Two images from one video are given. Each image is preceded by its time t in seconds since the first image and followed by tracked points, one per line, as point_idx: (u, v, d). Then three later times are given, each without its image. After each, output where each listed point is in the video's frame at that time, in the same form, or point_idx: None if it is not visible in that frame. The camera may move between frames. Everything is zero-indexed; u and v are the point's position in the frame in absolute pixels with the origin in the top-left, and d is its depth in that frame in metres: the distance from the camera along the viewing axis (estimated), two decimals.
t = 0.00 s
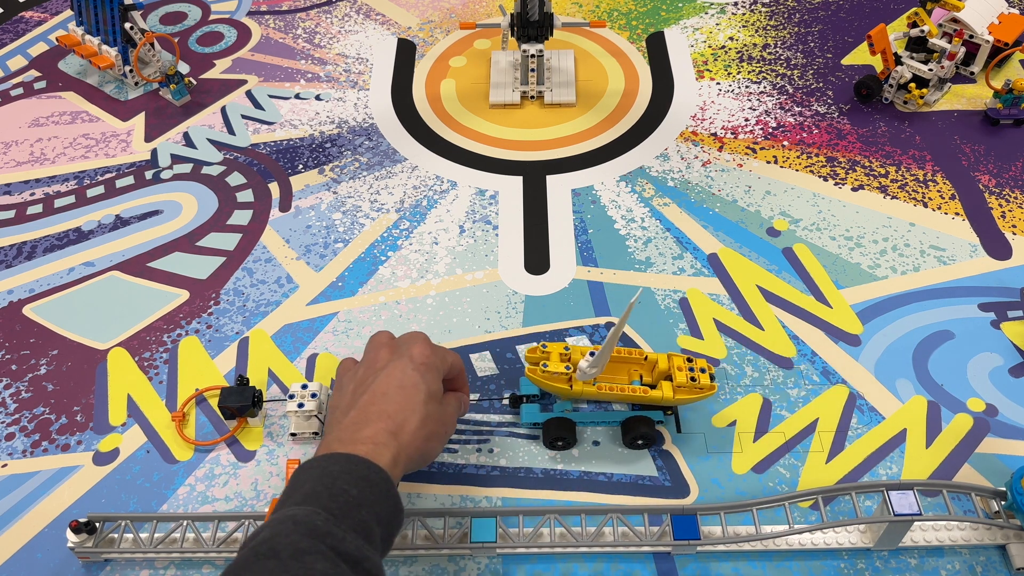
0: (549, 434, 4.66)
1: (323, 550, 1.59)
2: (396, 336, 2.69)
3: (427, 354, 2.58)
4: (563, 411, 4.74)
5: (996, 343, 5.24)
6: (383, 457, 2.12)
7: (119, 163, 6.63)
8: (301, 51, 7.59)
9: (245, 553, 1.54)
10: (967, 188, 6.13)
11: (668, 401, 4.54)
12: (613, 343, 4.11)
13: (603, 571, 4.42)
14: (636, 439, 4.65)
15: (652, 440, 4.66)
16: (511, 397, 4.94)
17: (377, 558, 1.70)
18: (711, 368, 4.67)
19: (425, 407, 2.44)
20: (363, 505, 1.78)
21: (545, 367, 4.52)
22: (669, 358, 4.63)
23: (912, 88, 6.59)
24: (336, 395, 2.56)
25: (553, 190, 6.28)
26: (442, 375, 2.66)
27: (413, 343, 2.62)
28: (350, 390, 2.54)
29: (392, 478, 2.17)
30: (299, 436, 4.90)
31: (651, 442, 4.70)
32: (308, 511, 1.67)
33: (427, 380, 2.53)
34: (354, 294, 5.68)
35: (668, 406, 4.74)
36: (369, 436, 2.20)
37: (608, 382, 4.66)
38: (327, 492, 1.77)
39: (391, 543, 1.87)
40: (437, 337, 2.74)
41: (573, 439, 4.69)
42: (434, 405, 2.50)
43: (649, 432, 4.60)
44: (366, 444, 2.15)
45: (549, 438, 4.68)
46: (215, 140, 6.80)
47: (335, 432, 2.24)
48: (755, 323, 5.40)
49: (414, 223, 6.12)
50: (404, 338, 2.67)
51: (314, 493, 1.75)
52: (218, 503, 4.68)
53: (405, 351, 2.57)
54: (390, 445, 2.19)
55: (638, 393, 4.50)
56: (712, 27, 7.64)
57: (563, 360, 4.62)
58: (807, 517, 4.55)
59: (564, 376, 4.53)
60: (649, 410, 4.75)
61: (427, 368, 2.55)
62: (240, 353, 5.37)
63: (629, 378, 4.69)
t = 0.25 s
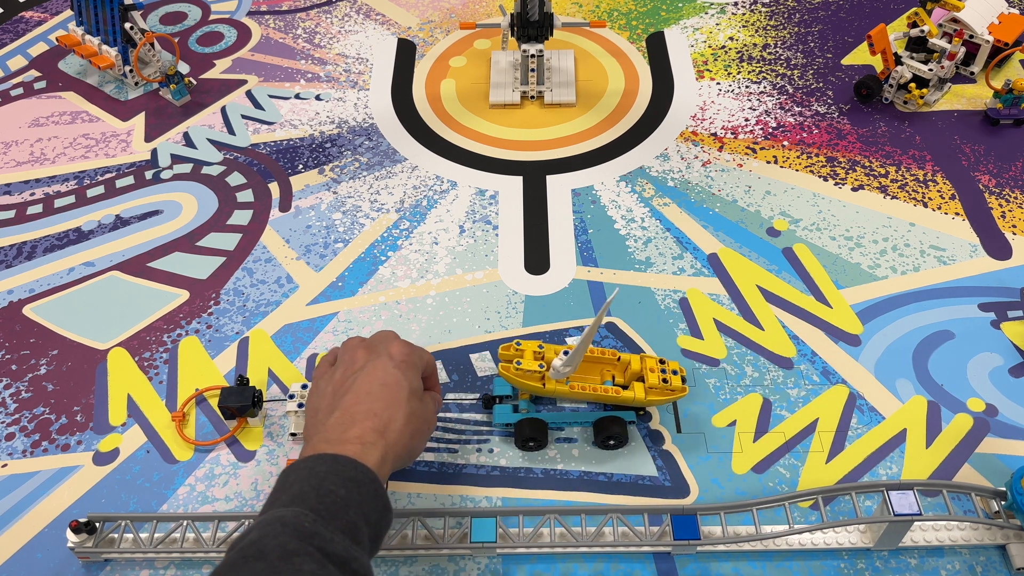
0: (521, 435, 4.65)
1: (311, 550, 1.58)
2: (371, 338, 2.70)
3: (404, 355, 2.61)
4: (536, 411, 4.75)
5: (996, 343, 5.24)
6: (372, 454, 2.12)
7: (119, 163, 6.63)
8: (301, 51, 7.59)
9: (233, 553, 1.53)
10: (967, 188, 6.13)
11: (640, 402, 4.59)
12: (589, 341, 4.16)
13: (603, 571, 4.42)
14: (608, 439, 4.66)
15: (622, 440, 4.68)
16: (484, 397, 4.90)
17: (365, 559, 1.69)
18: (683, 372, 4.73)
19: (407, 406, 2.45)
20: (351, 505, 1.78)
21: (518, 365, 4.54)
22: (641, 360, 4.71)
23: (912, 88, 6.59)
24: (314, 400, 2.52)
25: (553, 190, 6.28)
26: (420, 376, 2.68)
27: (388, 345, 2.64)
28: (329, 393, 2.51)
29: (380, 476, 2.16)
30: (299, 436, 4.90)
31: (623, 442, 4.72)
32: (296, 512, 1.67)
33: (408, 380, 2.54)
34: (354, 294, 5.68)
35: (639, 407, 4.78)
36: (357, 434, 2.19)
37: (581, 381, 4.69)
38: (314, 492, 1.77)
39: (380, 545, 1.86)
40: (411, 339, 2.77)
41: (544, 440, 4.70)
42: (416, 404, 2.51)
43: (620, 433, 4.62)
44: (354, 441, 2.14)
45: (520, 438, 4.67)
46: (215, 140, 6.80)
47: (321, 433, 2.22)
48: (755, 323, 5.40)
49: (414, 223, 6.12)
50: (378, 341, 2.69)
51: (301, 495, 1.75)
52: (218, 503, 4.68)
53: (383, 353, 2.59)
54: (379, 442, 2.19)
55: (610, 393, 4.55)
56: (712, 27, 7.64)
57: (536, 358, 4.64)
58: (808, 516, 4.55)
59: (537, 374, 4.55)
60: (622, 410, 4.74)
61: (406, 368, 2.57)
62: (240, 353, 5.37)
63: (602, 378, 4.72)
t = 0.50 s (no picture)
0: (495, 436, 4.66)
1: (308, 553, 1.59)
2: (359, 339, 2.68)
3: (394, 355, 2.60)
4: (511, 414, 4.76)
5: (996, 343, 5.24)
6: (369, 457, 2.13)
7: (119, 163, 6.63)
8: (301, 51, 7.59)
9: (229, 555, 1.53)
10: (967, 188, 6.13)
11: (613, 400, 4.59)
12: (546, 348, 4.13)
13: (603, 571, 4.42)
14: (584, 440, 4.67)
15: (598, 440, 4.68)
16: (460, 399, 4.92)
17: (362, 562, 1.70)
18: (654, 366, 4.74)
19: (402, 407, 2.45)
20: (347, 507, 1.78)
21: (483, 375, 4.57)
22: (612, 357, 4.71)
23: (912, 88, 6.59)
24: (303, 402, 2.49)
25: (553, 190, 6.28)
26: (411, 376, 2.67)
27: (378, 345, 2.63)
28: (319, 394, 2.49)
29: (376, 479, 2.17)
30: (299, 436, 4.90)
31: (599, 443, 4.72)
32: (292, 514, 1.67)
33: (400, 381, 2.54)
34: (354, 294, 5.68)
35: (614, 406, 4.78)
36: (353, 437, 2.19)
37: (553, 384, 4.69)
38: (311, 494, 1.77)
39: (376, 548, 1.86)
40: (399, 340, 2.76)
41: (520, 439, 4.70)
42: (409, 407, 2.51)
43: (595, 432, 4.62)
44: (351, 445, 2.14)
45: (494, 440, 4.69)
46: (215, 140, 6.80)
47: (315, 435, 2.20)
48: (755, 323, 5.40)
49: (414, 223, 6.12)
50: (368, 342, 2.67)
51: (298, 497, 1.75)
52: (218, 503, 4.68)
53: (374, 353, 2.57)
54: (375, 445, 2.20)
55: (580, 394, 4.54)
56: (712, 27, 7.64)
57: (503, 367, 4.66)
58: (807, 517, 4.55)
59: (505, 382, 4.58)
60: (597, 410, 4.77)
61: (397, 369, 2.56)
62: (240, 353, 5.37)
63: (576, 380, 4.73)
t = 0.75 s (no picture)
0: (490, 436, 4.66)
1: None
2: (328, 341, 2.33)
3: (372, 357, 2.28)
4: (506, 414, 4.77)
5: (996, 343, 5.24)
6: (352, 490, 1.88)
7: (119, 163, 6.63)
8: (301, 51, 7.59)
9: None
10: (967, 188, 6.13)
11: (608, 400, 4.61)
12: (539, 349, 4.14)
13: (603, 571, 4.42)
14: (579, 440, 4.68)
15: (594, 440, 4.68)
16: (455, 399, 4.93)
17: None
18: (649, 364, 4.77)
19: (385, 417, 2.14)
20: (323, 559, 1.63)
21: (478, 377, 4.59)
22: (607, 357, 4.72)
23: (912, 88, 6.59)
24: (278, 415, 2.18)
25: (553, 190, 6.28)
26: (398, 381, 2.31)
27: (358, 345, 2.30)
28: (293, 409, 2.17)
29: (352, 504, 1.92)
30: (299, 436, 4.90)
31: (594, 442, 4.72)
32: None
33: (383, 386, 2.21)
34: (354, 294, 5.68)
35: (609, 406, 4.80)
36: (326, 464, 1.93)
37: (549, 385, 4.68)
38: (281, 552, 1.63)
39: None
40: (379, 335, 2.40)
41: (516, 439, 4.69)
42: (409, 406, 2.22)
43: (590, 432, 4.62)
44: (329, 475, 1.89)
45: (491, 440, 4.67)
46: (215, 140, 6.80)
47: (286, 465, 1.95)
48: (755, 323, 5.40)
49: (414, 223, 6.12)
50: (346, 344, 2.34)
51: (266, 557, 1.61)
52: (218, 503, 4.68)
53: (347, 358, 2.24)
54: (359, 473, 1.94)
55: (575, 395, 4.56)
56: (712, 27, 7.64)
57: (498, 368, 4.67)
58: (808, 516, 4.55)
59: (500, 384, 4.59)
60: (593, 410, 4.82)
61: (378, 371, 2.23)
62: (240, 353, 5.37)
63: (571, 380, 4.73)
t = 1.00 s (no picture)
0: (490, 437, 4.65)
1: None
2: (315, 485, 1.91)
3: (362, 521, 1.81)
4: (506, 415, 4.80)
5: (996, 343, 5.24)
6: None
7: (119, 163, 6.63)
8: (301, 51, 7.59)
9: None
10: (967, 188, 6.13)
11: (608, 400, 4.61)
12: (538, 348, 4.14)
13: (603, 571, 4.42)
14: (579, 440, 4.67)
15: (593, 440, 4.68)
16: (455, 398, 4.94)
17: None
18: (648, 364, 4.77)
19: None
20: None
21: (478, 378, 4.59)
22: (607, 357, 4.72)
23: (912, 88, 6.59)
24: (264, 567, 1.77)
25: (553, 190, 6.28)
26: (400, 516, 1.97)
27: (348, 502, 1.87)
28: None
29: None
30: (299, 436, 4.90)
31: (593, 442, 4.72)
32: None
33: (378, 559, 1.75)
34: (354, 294, 5.68)
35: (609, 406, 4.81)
36: None
37: (548, 385, 4.68)
38: None
39: None
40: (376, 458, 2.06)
41: (515, 439, 4.69)
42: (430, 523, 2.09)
43: (590, 433, 4.62)
44: None
45: (491, 440, 4.66)
46: (215, 140, 6.80)
47: None
48: (755, 323, 5.40)
49: (414, 223, 6.12)
50: (335, 496, 1.88)
51: None
52: (218, 503, 4.68)
53: (338, 521, 1.79)
54: None
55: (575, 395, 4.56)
56: (712, 27, 7.64)
57: (498, 368, 4.67)
58: (807, 517, 4.55)
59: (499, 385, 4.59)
60: (592, 411, 4.84)
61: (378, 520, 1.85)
62: (240, 353, 5.37)
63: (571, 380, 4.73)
